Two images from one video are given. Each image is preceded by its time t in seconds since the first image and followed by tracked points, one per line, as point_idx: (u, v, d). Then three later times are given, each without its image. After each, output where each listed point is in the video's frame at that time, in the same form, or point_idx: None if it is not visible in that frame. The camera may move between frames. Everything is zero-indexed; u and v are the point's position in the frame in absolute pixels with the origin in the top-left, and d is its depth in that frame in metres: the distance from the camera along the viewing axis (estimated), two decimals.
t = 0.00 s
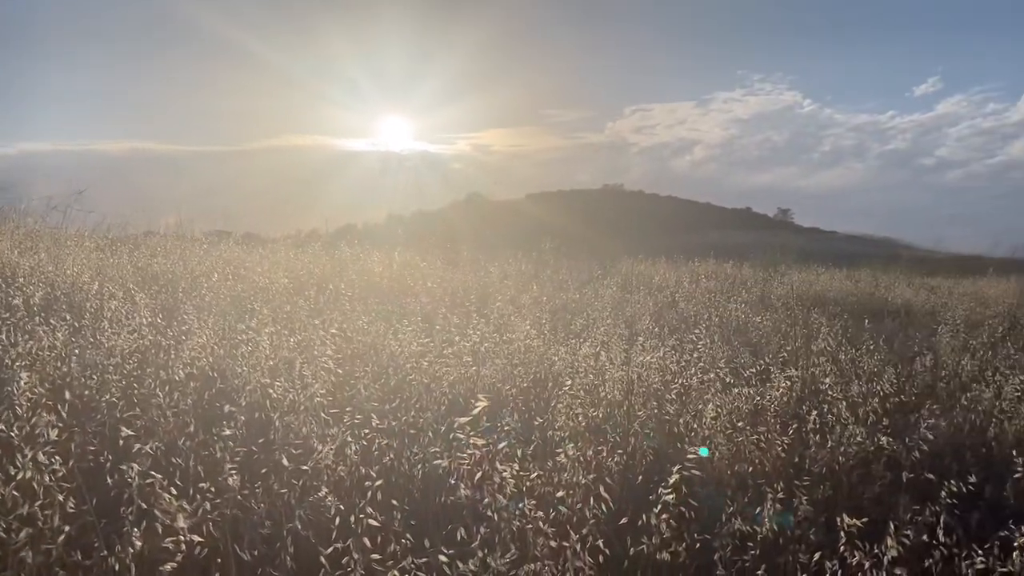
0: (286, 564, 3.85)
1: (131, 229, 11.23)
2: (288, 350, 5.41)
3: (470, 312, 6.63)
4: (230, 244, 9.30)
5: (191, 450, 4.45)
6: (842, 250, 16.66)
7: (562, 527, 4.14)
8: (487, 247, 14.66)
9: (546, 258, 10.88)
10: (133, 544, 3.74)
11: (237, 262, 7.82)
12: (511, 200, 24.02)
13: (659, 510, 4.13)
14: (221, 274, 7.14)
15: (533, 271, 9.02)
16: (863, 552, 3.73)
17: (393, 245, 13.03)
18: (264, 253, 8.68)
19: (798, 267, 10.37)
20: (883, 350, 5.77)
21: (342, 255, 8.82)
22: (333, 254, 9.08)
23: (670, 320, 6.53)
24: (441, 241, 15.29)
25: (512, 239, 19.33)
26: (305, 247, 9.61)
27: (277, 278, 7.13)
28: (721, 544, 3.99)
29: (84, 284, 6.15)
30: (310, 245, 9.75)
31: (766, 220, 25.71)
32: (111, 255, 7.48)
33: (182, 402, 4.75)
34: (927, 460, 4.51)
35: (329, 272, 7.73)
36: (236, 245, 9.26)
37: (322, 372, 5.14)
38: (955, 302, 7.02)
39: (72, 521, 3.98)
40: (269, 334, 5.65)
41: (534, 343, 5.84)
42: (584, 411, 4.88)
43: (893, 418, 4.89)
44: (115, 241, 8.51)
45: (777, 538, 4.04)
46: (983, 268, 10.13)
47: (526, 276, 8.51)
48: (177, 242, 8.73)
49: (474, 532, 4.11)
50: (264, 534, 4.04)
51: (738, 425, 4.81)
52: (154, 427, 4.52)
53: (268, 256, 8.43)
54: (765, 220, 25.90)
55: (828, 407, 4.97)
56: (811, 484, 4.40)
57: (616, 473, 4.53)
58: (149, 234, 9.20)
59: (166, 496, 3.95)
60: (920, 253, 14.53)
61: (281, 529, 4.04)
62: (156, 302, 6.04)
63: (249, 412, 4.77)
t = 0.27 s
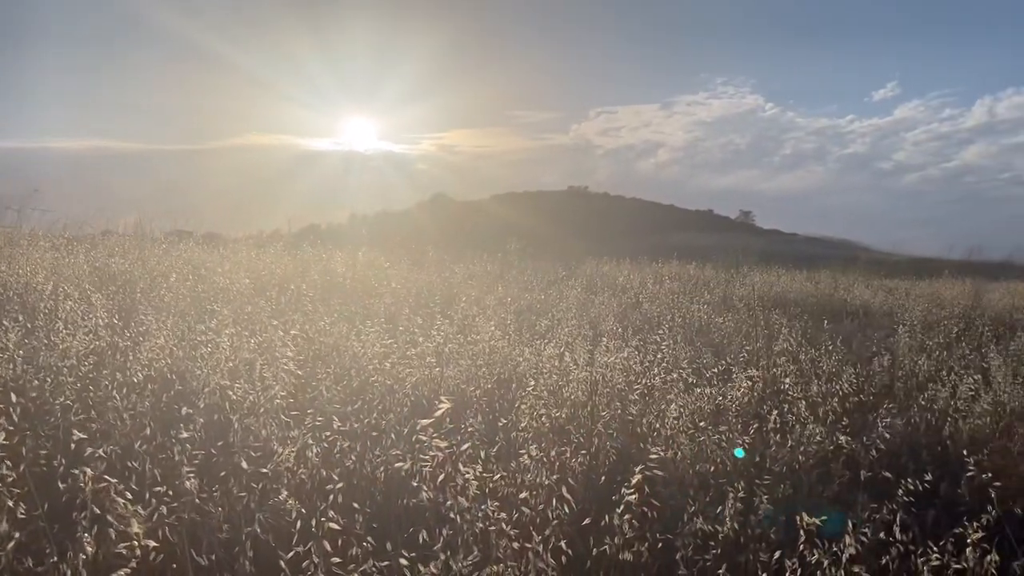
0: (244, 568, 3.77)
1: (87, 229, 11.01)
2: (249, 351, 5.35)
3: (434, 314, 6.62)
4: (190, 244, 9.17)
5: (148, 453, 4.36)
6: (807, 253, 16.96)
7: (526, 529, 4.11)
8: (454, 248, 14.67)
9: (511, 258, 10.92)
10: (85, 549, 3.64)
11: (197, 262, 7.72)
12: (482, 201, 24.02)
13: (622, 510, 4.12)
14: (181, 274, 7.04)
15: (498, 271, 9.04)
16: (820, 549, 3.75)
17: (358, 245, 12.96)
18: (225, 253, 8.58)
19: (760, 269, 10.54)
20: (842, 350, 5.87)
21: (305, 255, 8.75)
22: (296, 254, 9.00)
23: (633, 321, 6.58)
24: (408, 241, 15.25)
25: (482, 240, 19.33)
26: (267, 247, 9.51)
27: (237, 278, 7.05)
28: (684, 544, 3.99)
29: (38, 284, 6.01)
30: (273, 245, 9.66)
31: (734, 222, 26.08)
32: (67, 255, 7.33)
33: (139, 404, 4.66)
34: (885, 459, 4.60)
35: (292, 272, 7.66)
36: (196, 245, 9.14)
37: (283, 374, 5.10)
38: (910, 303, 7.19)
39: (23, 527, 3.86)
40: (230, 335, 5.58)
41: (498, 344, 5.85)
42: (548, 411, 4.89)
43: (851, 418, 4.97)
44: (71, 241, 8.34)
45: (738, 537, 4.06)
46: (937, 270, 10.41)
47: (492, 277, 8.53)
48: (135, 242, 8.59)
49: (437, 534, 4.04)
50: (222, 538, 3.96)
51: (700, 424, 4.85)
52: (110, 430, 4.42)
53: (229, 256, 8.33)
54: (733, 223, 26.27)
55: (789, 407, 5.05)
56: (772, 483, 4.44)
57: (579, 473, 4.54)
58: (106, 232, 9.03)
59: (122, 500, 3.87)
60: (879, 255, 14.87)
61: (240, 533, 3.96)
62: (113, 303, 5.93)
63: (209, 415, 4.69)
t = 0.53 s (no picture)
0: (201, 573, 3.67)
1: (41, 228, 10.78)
2: (208, 353, 5.28)
3: (397, 314, 6.60)
4: (149, 244, 9.04)
5: (103, 457, 4.26)
6: (772, 254, 17.21)
7: (488, 530, 4.08)
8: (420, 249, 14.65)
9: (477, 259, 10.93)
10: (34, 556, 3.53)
11: (155, 262, 7.61)
12: (452, 202, 24.00)
13: (584, 511, 4.14)
14: (139, 274, 6.93)
15: (462, 272, 9.05)
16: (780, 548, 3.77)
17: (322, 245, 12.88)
18: (185, 253, 8.47)
19: (724, 270, 10.67)
20: (802, 350, 5.95)
21: (266, 255, 8.68)
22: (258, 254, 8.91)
23: (597, 321, 6.62)
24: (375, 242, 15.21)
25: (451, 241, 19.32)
26: (228, 247, 9.41)
27: (196, 279, 6.97)
28: (646, 544, 4.01)
29: None
30: (235, 245, 9.56)
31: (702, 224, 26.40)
32: (20, 255, 7.17)
33: (94, 407, 4.56)
34: (842, 458, 4.65)
35: (253, 273, 7.59)
36: (154, 245, 9.01)
37: (243, 376, 5.04)
38: (868, 303, 7.32)
39: None
40: (189, 336, 5.50)
41: (462, 345, 5.84)
42: (511, 412, 4.88)
43: (810, 417, 5.04)
44: (24, 241, 8.17)
45: (700, 536, 4.07)
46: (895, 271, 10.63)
47: (457, 278, 8.51)
48: (92, 241, 8.44)
49: (399, 536, 4.03)
50: (179, 543, 3.87)
51: (662, 424, 4.87)
52: (63, 434, 4.32)
53: (188, 256, 8.23)
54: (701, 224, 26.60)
55: (749, 407, 5.11)
56: (733, 483, 4.47)
57: (542, 474, 4.52)
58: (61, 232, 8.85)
59: (76, 506, 3.76)
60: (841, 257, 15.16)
61: (197, 537, 3.87)
62: (68, 304, 5.81)
63: (166, 417, 4.61)
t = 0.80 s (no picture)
0: None
1: None
2: (166, 355, 5.21)
3: (359, 316, 6.58)
4: (104, 245, 8.89)
5: (57, 462, 4.17)
6: (736, 255, 17.47)
7: (450, 533, 4.04)
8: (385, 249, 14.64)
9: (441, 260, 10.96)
10: None
11: (111, 262, 7.49)
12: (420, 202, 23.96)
13: (546, 512, 4.14)
14: (94, 274, 6.81)
15: (425, 273, 9.05)
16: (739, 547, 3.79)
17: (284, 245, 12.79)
18: (142, 254, 8.35)
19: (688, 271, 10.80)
20: (761, 351, 6.05)
21: (226, 256, 8.59)
22: (218, 254, 8.82)
23: (559, 322, 6.67)
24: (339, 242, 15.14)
25: (419, 240, 19.30)
26: (186, 247, 9.30)
27: (154, 280, 6.88)
28: (606, 545, 4.05)
29: None
30: (194, 245, 9.45)
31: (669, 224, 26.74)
32: None
33: (48, 411, 4.47)
34: (801, 456, 4.72)
35: (213, 274, 7.51)
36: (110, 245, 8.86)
37: (203, 379, 4.98)
38: (826, 304, 7.47)
39: None
40: (146, 338, 5.43)
41: (424, 347, 5.84)
42: (473, 414, 4.89)
43: (769, 417, 5.11)
44: None
45: (660, 536, 4.09)
46: (853, 272, 10.87)
47: (421, 279, 8.50)
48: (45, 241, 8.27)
49: (360, 541, 3.97)
50: (137, 548, 3.77)
51: (623, 425, 4.92)
52: (16, 438, 4.22)
53: (146, 257, 8.11)
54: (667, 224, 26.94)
55: (709, 407, 5.18)
56: (692, 483, 4.50)
57: (504, 475, 4.51)
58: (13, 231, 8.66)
59: (29, 512, 3.66)
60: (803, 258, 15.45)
61: (155, 543, 3.78)
62: (19, 305, 5.69)
63: (123, 421, 4.54)
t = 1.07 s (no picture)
0: None
1: None
2: (118, 358, 5.14)
3: (318, 317, 6.56)
4: (58, 245, 8.73)
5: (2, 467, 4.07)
6: (702, 258, 17.70)
7: (407, 535, 3.99)
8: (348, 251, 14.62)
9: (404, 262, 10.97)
10: None
11: (64, 262, 7.36)
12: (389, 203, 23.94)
13: (502, 513, 4.11)
14: (45, 275, 6.69)
15: (387, 273, 9.05)
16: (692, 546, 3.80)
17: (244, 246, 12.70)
18: (97, 254, 8.21)
19: (651, 273, 10.92)
20: (718, 351, 6.14)
21: (184, 256, 8.50)
22: (176, 255, 8.72)
23: (519, 323, 6.71)
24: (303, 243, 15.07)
25: (386, 241, 19.26)
26: (143, 247, 9.18)
27: (108, 281, 6.78)
28: (562, 545, 4.02)
29: None
30: (152, 245, 9.33)
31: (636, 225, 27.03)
32: None
33: None
34: (756, 455, 4.77)
35: (169, 275, 7.43)
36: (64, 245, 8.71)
37: (156, 382, 4.92)
38: (784, 306, 7.60)
39: None
40: (98, 341, 5.34)
41: (383, 348, 5.83)
42: (431, 416, 4.90)
43: (725, 417, 5.18)
44: None
45: (616, 536, 4.08)
46: (811, 274, 11.09)
47: (384, 280, 8.48)
48: None
49: (314, 544, 3.89)
50: (85, 555, 3.68)
51: (581, 425, 4.96)
52: None
53: (101, 258, 7.98)
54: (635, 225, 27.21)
55: (666, 407, 5.24)
56: (649, 483, 4.52)
57: (462, 477, 4.50)
58: None
59: None
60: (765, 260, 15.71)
61: (104, 549, 3.69)
62: None
63: (73, 425, 4.46)
